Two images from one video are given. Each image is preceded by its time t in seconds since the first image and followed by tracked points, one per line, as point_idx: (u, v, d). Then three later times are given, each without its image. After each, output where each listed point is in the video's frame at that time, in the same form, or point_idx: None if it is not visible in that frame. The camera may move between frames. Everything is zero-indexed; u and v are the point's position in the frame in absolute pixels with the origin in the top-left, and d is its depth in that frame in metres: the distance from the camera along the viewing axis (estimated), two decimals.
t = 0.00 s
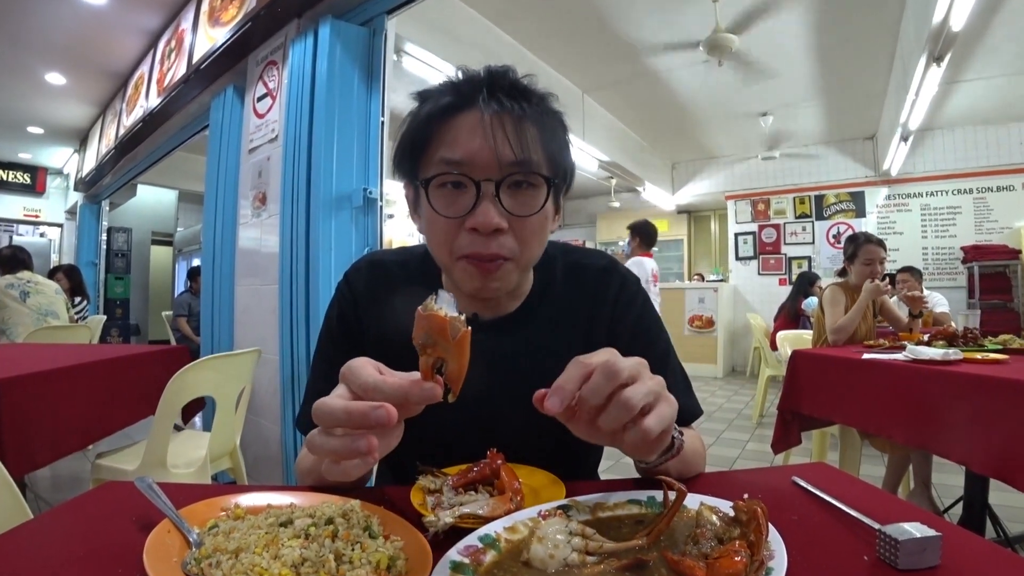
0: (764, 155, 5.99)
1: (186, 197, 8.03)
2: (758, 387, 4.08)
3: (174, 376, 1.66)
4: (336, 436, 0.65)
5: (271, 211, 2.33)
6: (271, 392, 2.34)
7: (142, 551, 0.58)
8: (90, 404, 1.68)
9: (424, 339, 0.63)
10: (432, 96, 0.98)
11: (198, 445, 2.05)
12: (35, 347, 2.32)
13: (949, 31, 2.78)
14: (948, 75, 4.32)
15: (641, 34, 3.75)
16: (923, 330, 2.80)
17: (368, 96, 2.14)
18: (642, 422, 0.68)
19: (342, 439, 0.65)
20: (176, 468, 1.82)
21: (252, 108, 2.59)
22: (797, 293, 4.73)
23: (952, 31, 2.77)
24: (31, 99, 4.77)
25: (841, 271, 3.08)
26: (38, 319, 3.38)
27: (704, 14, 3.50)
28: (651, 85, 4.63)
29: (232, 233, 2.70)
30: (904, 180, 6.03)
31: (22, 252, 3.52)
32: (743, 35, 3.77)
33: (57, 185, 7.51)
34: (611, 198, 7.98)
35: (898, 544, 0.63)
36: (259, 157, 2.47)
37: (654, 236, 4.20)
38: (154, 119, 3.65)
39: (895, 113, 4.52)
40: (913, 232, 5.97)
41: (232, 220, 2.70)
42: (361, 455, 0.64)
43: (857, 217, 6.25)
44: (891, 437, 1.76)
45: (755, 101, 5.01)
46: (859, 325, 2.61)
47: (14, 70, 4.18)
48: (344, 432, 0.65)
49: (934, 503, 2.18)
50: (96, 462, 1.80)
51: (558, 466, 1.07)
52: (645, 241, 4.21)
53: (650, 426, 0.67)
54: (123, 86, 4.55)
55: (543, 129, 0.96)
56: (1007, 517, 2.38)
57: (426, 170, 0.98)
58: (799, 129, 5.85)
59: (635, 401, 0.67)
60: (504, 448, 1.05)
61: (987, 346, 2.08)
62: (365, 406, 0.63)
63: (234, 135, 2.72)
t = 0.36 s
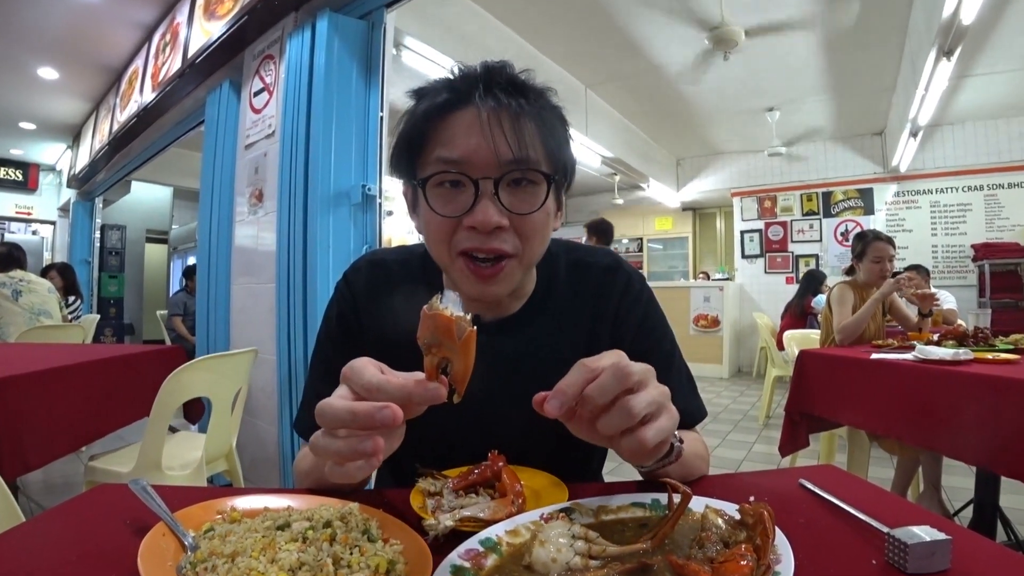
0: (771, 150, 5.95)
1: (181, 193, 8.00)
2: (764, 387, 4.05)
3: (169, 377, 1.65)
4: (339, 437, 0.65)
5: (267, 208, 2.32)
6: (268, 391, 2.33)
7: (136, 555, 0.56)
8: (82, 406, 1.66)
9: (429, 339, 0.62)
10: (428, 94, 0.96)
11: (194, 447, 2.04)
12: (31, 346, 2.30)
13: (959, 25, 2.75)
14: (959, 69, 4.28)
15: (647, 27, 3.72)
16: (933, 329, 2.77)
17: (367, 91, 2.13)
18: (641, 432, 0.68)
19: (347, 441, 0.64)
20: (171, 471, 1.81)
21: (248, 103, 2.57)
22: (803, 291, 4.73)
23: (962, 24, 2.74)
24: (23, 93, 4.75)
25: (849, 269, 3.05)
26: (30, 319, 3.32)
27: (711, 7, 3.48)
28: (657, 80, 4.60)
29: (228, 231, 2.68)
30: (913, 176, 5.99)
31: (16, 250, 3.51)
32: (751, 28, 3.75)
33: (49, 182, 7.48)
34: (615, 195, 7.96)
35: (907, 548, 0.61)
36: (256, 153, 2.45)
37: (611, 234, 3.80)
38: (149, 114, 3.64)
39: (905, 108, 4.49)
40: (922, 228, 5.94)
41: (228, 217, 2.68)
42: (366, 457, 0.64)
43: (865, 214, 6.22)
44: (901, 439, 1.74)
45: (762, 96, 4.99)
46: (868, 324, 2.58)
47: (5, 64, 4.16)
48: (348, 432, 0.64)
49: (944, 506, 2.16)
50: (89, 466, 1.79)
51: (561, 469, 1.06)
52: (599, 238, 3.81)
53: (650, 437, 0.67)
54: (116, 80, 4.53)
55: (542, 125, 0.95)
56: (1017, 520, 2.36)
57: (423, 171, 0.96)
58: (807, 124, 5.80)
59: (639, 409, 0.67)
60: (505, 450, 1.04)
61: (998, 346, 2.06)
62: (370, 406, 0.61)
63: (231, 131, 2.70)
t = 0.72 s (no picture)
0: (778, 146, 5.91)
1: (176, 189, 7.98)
2: (771, 387, 4.03)
3: (164, 377, 1.64)
4: (390, 450, 0.61)
5: (264, 206, 2.31)
6: (264, 392, 2.32)
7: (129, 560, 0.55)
8: (75, 405, 1.65)
9: (476, 351, 0.61)
10: (431, 91, 0.95)
11: (190, 449, 2.03)
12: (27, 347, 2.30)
13: (970, 19, 2.72)
14: (969, 64, 4.25)
15: (652, 21, 3.70)
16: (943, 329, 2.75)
17: (365, 85, 2.12)
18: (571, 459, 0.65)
19: (399, 454, 0.61)
20: (166, 473, 1.79)
21: (244, 98, 2.56)
22: (811, 289, 4.71)
23: (973, 18, 2.71)
24: (14, 89, 4.74)
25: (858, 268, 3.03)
26: (23, 318, 3.31)
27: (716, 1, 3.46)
28: (661, 74, 4.58)
29: (224, 229, 2.67)
30: (922, 173, 5.96)
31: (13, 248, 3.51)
32: (758, 22, 3.72)
33: (43, 179, 7.50)
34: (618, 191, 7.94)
35: (915, 552, 0.60)
36: (252, 149, 2.44)
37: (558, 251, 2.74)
38: (144, 109, 3.63)
39: (913, 104, 4.46)
40: (932, 226, 5.90)
41: (223, 215, 2.67)
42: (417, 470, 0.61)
43: (874, 212, 6.19)
44: (910, 442, 1.72)
45: (769, 91, 4.96)
46: (878, 325, 2.56)
47: None
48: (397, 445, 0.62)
49: (955, 509, 2.14)
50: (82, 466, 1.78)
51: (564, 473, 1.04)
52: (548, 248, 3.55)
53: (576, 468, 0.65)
54: (110, 75, 4.52)
55: (548, 122, 0.93)
56: None
57: (426, 169, 0.95)
58: (813, 119, 5.76)
59: (573, 445, 0.64)
60: (506, 453, 1.03)
61: (1010, 346, 2.04)
62: (425, 418, 0.59)
63: (227, 126, 2.69)
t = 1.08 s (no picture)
0: (784, 143, 5.87)
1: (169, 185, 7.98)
2: (777, 388, 4.01)
3: (159, 378, 1.63)
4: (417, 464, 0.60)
5: (261, 203, 2.30)
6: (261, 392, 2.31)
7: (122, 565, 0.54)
8: (68, 406, 1.64)
9: (495, 358, 0.61)
10: (441, 86, 0.93)
11: (185, 450, 2.01)
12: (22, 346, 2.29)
13: (980, 12, 2.69)
14: (980, 58, 4.22)
15: (658, 14, 3.67)
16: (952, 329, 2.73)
17: (364, 80, 2.10)
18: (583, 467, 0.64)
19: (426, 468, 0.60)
20: (161, 475, 1.78)
21: (241, 93, 2.55)
22: (818, 288, 4.71)
23: (983, 12, 2.68)
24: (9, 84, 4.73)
25: (866, 266, 3.01)
26: (14, 317, 3.29)
27: None
28: (667, 69, 4.56)
29: (220, 226, 2.66)
30: (931, 169, 5.93)
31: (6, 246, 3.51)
32: (765, 15, 3.70)
33: (35, 175, 7.49)
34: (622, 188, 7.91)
35: (925, 555, 0.58)
36: (249, 146, 2.43)
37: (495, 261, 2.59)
38: (139, 105, 3.63)
39: (922, 99, 4.42)
40: (942, 224, 5.87)
41: (219, 212, 2.66)
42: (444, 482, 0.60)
43: (882, 209, 6.15)
44: (919, 444, 1.70)
45: (776, 86, 4.94)
46: (886, 324, 2.54)
47: None
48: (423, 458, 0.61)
49: (964, 512, 2.12)
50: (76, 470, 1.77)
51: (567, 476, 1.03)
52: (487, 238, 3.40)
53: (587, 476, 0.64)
54: (104, 70, 4.51)
55: (558, 120, 0.92)
56: None
57: (433, 166, 0.94)
58: (820, 115, 5.72)
59: (590, 456, 0.64)
60: (508, 455, 1.01)
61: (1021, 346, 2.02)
62: (450, 430, 0.57)
63: (223, 122, 2.67)
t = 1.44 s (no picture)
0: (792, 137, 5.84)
1: (164, 182, 7.92)
2: (784, 388, 3.99)
3: (153, 380, 1.62)
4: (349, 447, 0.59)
5: (258, 200, 2.29)
6: (259, 393, 2.30)
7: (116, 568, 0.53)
8: (60, 407, 1.62)
9: (425, 329, 0.58)
10: (443, 85, 0.92)
11: (180, 452, 2.00)
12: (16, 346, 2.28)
13: (990, 5, 2.66)
14: (990, 53, 4.20)
15: (663, 8, 3.66)
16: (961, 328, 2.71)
17: (362, 76, 2.09)
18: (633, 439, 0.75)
19: (356, 448, 0.59)
20: (155, 477, 1.77)
21: (238, 88, 2.54)
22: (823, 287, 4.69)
23: (993, 5, 2.66)
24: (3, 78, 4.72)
25: (874, 265, 2.99)
26: (6, 316, 3.28)
27: None
28: (672, 63, 4.53)
29: (216, 223, 2.65)
30: (940, 166, 5.89)
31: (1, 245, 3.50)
32: (771, 8, 3.67)
33: (27, 172, 7.48)
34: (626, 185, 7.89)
35: (934, 559, 0.57)
36: (246, 142, 2.42)
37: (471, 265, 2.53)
38: (134, 100, 3.62)
39: (932, 94, 4.38)
40: (951, 222, 5.85)
41: (216, 210, 2.65)
42: (381, 461, 0.58)
43: (891, 206, 6.12)
44: (928, 446, 1.68)
45: (782, 81, 4.91)
46: (895, 323, 2.52)
47: None
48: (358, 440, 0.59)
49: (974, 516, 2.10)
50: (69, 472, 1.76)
51: (570, 479, 1.02)
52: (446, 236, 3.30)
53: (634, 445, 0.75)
54: (97, 64, 4.49)
55: (562, 122, 0.90)
56: None
57: (433, 167, 0.92)
58: (827, 110, 5.69)
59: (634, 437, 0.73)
60: (510, 457, 1.00)
61: None
62: (376, 406, 0.57)
63: (219, 117, 2.66)
